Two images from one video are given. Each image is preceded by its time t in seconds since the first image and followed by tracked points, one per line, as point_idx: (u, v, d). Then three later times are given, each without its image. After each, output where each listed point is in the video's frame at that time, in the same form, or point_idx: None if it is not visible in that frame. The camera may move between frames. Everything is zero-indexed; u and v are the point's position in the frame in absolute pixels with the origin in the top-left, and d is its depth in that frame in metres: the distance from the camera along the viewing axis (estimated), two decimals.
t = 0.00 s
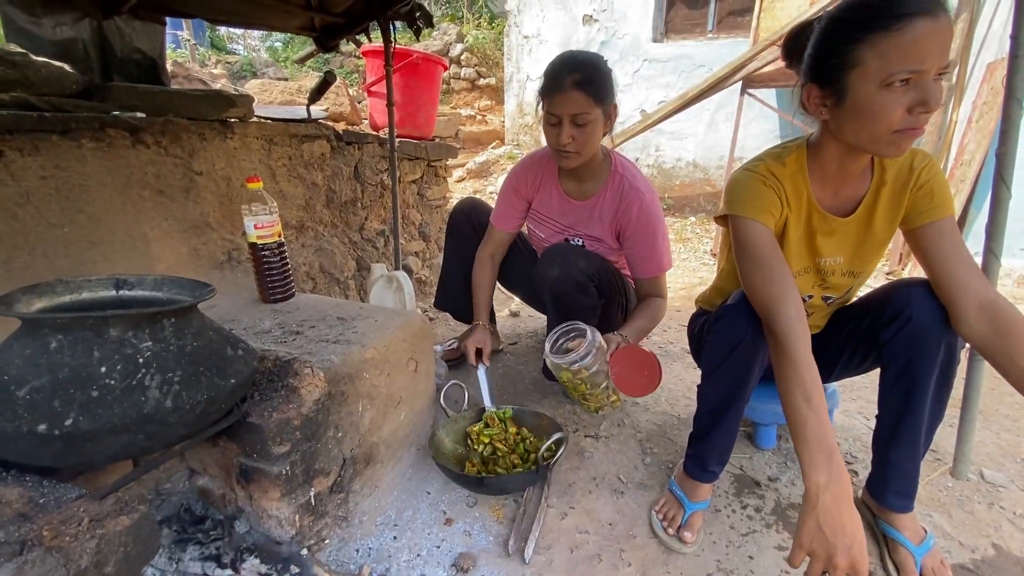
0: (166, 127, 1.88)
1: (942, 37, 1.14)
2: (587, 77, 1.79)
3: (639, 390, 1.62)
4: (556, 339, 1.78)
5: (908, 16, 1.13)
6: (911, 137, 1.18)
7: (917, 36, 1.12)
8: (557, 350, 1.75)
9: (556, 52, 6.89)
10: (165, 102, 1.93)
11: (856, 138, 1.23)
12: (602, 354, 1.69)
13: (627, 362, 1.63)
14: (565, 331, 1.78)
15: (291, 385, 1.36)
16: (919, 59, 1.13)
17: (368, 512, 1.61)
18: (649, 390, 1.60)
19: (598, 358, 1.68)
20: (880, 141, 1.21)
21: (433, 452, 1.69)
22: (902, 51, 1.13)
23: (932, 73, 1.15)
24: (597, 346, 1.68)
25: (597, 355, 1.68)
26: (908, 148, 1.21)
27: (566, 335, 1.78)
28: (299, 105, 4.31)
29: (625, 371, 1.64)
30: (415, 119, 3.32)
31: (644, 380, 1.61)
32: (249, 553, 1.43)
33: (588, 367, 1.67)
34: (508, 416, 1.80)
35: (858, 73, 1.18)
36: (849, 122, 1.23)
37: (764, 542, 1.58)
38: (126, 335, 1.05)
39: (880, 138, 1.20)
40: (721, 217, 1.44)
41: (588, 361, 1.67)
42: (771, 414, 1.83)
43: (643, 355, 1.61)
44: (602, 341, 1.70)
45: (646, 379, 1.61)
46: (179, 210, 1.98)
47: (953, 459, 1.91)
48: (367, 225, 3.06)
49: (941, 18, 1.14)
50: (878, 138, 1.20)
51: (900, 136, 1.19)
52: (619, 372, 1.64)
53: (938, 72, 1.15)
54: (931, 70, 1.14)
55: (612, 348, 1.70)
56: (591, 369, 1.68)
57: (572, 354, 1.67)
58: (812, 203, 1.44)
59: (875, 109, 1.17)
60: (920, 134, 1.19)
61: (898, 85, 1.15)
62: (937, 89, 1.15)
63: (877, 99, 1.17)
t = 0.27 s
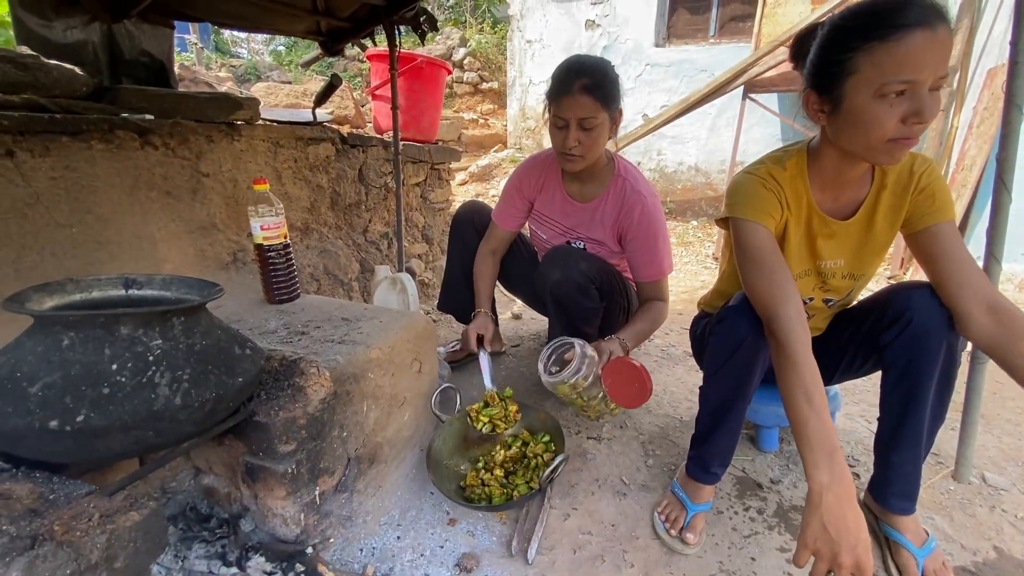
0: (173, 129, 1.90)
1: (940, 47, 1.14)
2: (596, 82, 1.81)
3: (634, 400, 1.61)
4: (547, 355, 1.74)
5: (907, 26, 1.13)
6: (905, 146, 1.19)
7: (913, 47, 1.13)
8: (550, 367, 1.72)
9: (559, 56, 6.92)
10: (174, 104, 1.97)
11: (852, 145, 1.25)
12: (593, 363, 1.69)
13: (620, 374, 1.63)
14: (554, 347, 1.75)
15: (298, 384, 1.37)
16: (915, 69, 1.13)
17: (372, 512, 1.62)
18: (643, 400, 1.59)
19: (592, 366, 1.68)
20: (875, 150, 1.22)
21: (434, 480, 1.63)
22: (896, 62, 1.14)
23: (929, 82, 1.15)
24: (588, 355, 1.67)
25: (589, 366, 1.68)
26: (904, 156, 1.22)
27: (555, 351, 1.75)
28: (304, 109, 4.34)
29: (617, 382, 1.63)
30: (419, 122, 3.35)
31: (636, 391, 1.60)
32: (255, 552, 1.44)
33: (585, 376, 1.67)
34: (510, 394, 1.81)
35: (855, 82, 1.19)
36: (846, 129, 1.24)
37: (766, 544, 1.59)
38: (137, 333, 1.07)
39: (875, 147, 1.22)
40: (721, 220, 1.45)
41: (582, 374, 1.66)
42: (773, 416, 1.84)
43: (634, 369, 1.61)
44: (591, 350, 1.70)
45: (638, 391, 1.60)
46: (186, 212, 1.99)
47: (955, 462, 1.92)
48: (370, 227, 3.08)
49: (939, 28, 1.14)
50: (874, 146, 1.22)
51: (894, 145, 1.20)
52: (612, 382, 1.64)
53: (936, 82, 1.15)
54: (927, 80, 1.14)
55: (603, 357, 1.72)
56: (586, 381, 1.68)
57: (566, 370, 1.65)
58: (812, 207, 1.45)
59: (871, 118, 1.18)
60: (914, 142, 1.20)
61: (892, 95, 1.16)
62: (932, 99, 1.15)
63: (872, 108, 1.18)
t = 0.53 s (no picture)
0: (174, 124, 1.89)
1: (949, 55, 1.12)
2: (600, 79, 1.80)
3: (616, 400, 1.54)
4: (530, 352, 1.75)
5: (917, 32, 1.11)
6: (908, 155, 1.18)
7: (922, 54, 1.11)
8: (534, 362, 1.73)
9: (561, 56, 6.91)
10: (175, 101, 1.97)
11: (855, 150, 1.23)
12: (576, 359, 1.68)
13: (602, 372, 1.56)
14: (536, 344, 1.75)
15: (296, 383, 1.36)
16: (923, 77, 1.12)
17: (370, 512, 1.60)
18: (625, 399, 1.52)
19: (579, 361, 1.68)
20: (877, 157, 1.21)
21: (437, 472, 1.64)
22: (905, 69, 1.12)
23: (937, 91, 1.13)
24: (571, 352, 1.66)
25: (573, 362, 1.67)
26: (906, 165, 1.21)
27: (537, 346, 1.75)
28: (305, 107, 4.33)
29: (600, 382, 1.57)
30: (420, 121, 3.33)
31: (618, 389, 1.53)
32: (252, 552, 1.43)
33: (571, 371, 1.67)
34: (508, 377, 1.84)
35: (861, 87, 1.17)
36: (849, 133, 1.22)
37: (769, 547, 1.57)
38: (133, 331, 1.05)
39: (876, 155, 1.20)
40: (721, 220, 1.43)
41: (565, 370, 1.66)
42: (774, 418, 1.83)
43: (617, 368, 1.52)
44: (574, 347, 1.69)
45: (620, 390, 1.52)
46: (186, 209, 1.98)
47: (959, 465, 1.90)
48: (370, 226, 3.07)
49: (950, 35, 1.12)
50: (876, 154, 1.21)
51: (897, 154, 1.19)
52: (595, 380, 1.58)
53: (944, 91, 1.14)
54: (935, 89, 1.12)
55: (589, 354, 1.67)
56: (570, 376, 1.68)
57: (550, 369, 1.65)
58: (814, 211, 1.42)
59: (875, 125, 1.17)
60: (917, 153, 1.19)
61: (898, 102, 1.15)
62: (939, 108, 1.13)
63: (877, 115, 1.16)
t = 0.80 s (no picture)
0: (179, 123, 1.89)
1: (972, 70, 1.09)
2: (609, 77, 1.80)
3: (617, 405, 1.53)
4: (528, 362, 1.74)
5: (940, 46, 1.08)
6: (922, 170, 1.17)
7: (943, 68, 1.08)
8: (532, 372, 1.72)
9: (564, 57, 6.91)
10: (178, 98, 1.96)
11: (868, 159, 1.22)
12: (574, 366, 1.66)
13: (599, 380, 1.56)
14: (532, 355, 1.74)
15: (299, 382, 1.36)
16: (941, 92, 1.09)
17: (373, 512, 1.60)
18: (625, 404, 1.53)
19: (577, 369, 1.66)
20: (889, 169, 1.20)
21: (441, 459, 1.63)
22: (925, 82, 1.09)
23: (957, 107, 1.11)
24: (569, 359, 1.65)
25: (571, 368, 1.66)
26: (919, 178, 1.20)
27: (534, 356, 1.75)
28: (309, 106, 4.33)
29: (599, 389, 1.56)
30: (423, 121, 3.34)
31: (618, 394, 1.53)
32: (254, 551, 1.42)
33: (570, 378, 1.66)
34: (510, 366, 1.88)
35: (876, 97, 1.15)
36: (863, 142, 1.21)
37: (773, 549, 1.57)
38: (138, 328, 1.05)
39: (888, 166, 1.19)
40: (729, 220, 1.41)
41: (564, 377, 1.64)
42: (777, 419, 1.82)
43: (613, 376, 1.53)
44: (573, 354, 1.67)
45: (619, 396, 1.52)
46: (190, 208, 1.98)
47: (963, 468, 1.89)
48: (373, 226, 3.07)
49: (974, 49, 1.09)
50: (889, 165, 1.19)
51: (909, 168, 1.18)
52: (593, 387, 1.57)
53: (964, 107, 1.11)
54: (955, 104, 1.10)
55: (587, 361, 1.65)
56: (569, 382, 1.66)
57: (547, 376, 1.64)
58: (825, 216, 1.41)
59: (888, 137, 1.15)
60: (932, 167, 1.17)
61: (915, 115, 1.13)
62: (956, 124, 1.12)
63: (890, 127, 1.15)
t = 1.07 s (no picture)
0: (182, 120, 1.89)
1: (974, 82, 1.07)
2: (616, 77, 1.79)
3: (615, 408, 1.52)
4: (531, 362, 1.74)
5: (940, 55, 1.07)
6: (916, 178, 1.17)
7: (942, 79, 1.07)
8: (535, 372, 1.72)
9: (566, 55, 6.90)
10: (182, 96, 1.94)
11: (867, 163, 1.23)
12: (572, 367, 1.65)
13: (596, 384, 1.55)
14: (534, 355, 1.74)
15: (304, 379, 1.36)
16: (938, 102, 1.08)
17: (376, 509, 1.60)
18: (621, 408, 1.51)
19: (576, 369, 1.65)
20: (885, 174, 1.21)
21: (442, 457, 1.64)
22: (922, 92, 1.09)
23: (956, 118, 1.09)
24: (567, 361, 1.64)
25: (569, 369, 1.65)
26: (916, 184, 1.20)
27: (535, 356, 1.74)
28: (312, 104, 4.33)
29: (598, 392, 1.55)
30: (426, 119, 3.33)
31: (615, 398, 1.52)
32: (258, 547, 1.43)
33: (569, 379, 1.66)
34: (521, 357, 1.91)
35: (877, 102, 1.15)
36: (864, 146, 1.21)
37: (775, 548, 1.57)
38: (144, 325, 1.06)
39: (884, 172, 1.20)
40: (736, 218, 1.42)
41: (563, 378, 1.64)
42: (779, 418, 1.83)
43: (611, 380, 1.51)
44: (570, 356, 1.66)
45: (616, 399, 1.51)
46: (193, 205, 1.99)
47: (965, 467, 1.90)
48: (376, 223, 3.07)
49: (978, 61, 1.07)
50: (883, 171, 1.20)
51: (905, 175, 1.18)
52: (592, 389, 1.56)
53: (964, 118, 1.09)
54: (952, 116, 1.09)
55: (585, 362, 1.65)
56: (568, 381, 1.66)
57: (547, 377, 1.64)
58: (833, 216, 1.41)
59: (883, 143, 1.16)
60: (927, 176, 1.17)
61: (911, 124, 1.13)
62: (953, 134, 1.10)
63: (886, 133, 1.16)
